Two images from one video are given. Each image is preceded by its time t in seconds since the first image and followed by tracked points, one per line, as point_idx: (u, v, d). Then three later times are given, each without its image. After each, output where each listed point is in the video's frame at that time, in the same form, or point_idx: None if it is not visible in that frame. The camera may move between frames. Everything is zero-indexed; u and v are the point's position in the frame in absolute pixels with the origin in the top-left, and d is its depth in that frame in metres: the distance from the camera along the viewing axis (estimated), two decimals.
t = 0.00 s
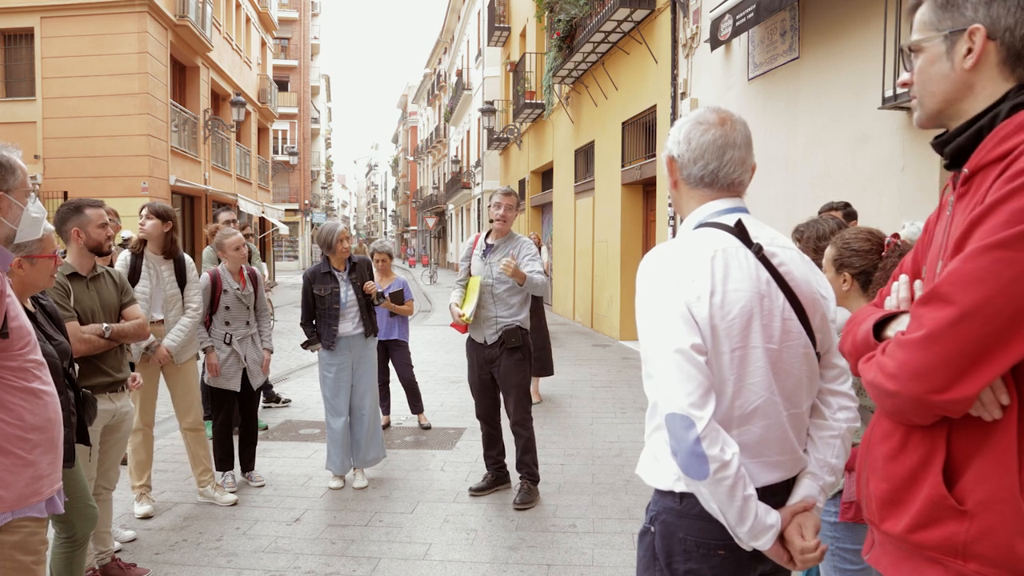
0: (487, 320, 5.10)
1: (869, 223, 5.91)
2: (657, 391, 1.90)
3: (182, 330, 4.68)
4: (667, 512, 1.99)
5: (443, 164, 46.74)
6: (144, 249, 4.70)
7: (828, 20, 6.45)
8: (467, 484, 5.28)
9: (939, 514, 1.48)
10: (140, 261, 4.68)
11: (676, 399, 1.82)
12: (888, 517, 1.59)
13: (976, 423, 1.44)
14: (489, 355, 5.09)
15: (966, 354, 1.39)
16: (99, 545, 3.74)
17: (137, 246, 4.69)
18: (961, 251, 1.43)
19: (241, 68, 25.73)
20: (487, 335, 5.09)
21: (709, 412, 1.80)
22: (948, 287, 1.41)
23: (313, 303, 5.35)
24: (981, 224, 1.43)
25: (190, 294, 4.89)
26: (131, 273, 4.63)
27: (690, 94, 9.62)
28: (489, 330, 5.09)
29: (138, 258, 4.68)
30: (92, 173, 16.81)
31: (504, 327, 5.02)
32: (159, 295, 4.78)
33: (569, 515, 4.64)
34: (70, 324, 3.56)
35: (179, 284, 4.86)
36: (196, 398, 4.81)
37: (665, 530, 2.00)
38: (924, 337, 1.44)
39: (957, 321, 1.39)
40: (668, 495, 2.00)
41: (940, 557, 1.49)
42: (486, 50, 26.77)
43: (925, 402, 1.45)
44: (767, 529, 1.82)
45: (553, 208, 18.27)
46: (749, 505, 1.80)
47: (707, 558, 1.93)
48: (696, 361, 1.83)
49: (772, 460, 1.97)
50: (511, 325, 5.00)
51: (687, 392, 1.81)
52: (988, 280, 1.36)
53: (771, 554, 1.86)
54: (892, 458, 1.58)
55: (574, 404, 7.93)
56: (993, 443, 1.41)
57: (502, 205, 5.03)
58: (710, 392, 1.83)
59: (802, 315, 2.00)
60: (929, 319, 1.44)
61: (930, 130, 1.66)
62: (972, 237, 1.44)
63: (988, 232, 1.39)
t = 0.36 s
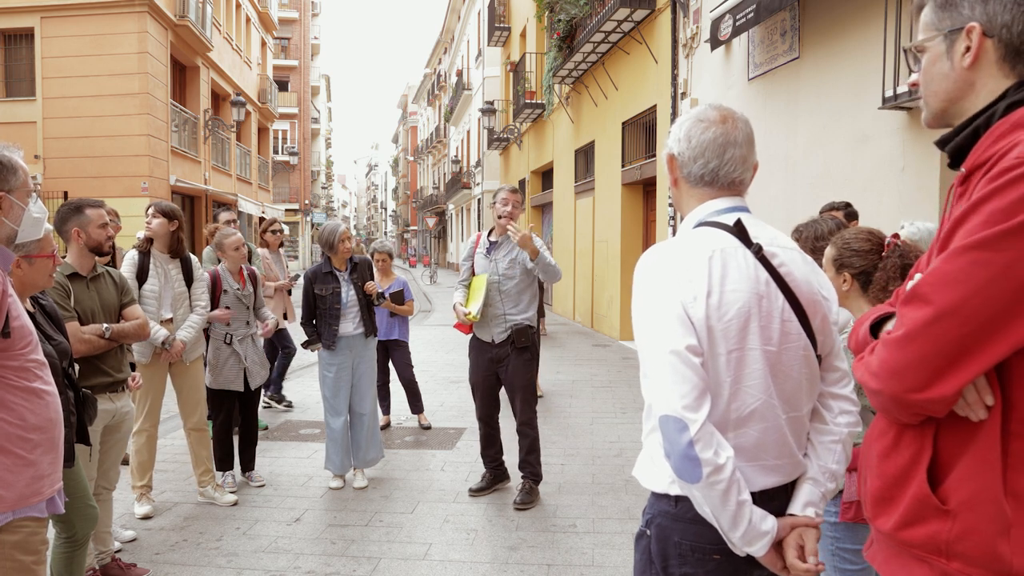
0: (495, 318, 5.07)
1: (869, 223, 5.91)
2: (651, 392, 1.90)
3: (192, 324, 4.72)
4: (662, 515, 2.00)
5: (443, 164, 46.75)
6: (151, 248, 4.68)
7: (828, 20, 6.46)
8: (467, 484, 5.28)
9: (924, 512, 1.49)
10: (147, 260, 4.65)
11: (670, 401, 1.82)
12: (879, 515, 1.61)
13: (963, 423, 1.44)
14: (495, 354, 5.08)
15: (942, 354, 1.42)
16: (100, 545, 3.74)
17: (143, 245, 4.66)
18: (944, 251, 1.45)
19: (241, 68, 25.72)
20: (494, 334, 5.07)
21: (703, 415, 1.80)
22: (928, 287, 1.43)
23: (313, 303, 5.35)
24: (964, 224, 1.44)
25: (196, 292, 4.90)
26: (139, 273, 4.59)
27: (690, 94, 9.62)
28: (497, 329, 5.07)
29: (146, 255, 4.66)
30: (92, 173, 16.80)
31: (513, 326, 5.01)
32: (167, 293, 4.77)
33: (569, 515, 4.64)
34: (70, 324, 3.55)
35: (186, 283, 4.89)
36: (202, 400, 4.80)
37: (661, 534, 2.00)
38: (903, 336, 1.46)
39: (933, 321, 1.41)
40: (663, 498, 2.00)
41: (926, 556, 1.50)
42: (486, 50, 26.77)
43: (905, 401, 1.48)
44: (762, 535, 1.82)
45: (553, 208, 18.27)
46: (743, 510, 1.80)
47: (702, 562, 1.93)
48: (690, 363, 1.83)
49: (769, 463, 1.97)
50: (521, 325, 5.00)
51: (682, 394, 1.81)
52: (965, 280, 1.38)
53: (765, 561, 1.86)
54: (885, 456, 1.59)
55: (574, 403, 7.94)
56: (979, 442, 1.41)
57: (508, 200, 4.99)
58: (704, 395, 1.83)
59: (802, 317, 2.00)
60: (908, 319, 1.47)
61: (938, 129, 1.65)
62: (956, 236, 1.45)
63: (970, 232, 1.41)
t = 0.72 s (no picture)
0: (503, 319, 5.07)
1: (870, 223, 5.91)
2: (641, 394, 1.91)
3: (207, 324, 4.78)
4: (654, 523, 2.00)
5: (443, 164, 46.74)
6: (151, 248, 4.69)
7: (828, 20, 6.46)
8: (467, 484, 5.27)
9: (916, 512, 1.49)
10: (147, 260, 4.67)
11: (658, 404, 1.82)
12: (874, 514, 1.61)
13: (956, 422, 1.45)
14: (503, 355, 5.08)
15: (932, 353, 1.42)
16: (99, 545, 3.74)
17: (145, 245, 4.70)
18: (935, 251, 1.45)
19: (241, 68, 25.73)
20: (502, 335, 5.07)
21: (690, 419, 1.81)
22: (917, 286, 1.44)
23: (313, 303, 5.34)
24: (955, 222, 1.44)
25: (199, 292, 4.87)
26: (138, 273, 4.62)
27: (690, 94, 9.62)
28: (505, 330, 5.06)
29: (146, 254, 4.68)
30: (92, 173, 16.80)
31: (521, 328, 5.02)
32: (168, 291, 4.76)
33: (569, 515, 4.64)
34: (70, 324, 3.55)
35: (190, 283, 4.83)
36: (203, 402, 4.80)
37: (653, 541, 2.00)
38: (893, 335, 1.47)
39: (921, 321, 1.42)
40: (656, 504, 2.00)
41: (919, 556, 1.50)
42: (486, 50, 26.78)
43: (895, 400, 1.48)
44: (755, 546, 1.81)
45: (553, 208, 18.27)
46: (734, 518, 1.80)
47: (693, 572, 1.93)
48: (678, 365, 1.84)
49: (764, 471, 1.96)
50: (529, 326, 5.02)
51: (669, 397, 1.82)
52: (954, 280, 1.38)
53: (759, 572, 1.85)
54: (880, 455, 1.59)
55: (574, 403, 7.94)
56: (971, 442, 1.41)
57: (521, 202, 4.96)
58: (694, 398, 1.83)
59: (801, 320, 1.99)
60: (899, 319, 1.47)
61: (942, 131, 1.65)
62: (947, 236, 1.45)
63: (960, 232, 1.41)
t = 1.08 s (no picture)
0: (507, 320, 5.07)
1: (870, 223, 5.91)
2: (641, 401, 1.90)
3: (193, 313, 4.67)
4: (651, 527, 2.00)
5: (443, 164, 46.72)
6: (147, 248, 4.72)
7: (828, 20, 6.45)
8: (467, 484, 5.27)
9: (914, 509, 1.50)
10: (143, 259, 4.70)
11: (656, 413, 1.82)
12: (876, 512, 1.61)
13: (953, 419, 1.45)
14: (504, 355, 5.07)
15: (925, 351, 1.42)
16: (100, 545, 3.74)
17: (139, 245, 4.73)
18: (929, 250, 1.45)
19: (241, 68, 25.73)
20: (505, 335, 5.07)
21: (689, 428, 1.80)
22: (910, 285, 1.44)
23: (314, 303, 5.35)
24: (950, 221, 1.44)
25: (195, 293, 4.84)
26: (133, 271, 4.65)
27: (690, 94, 9.62)
28: (508, 330, 5.07)
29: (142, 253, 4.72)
30: (92, 173, 16.80)
31: (525, 329, 5.02)
32: (162, 291, 4.74)
33: (569, 515, 4.64)
34: (69, 324, 3.56)
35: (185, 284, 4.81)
36: (199, 400, 4.77)
37: (650, 545, 2.00)
38: (887, 334, 1.47)
39: (913, 320, 1.42)
40: (653, 510, 2.00)
41: (917, 553, 1.50)
42: (486, 50, 26.78)
43: (890, 397, 1.49)
44: (753, 556, 1.81)
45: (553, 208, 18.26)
46: (732, 528, 1.80)
47: None
48: (678, 374, 1.83)
49: (763, 480, 1.97)
50: (531, 327, 5.02)
51: (667, 406, 1.81)
52: (945, 279, 1.39)
53: None
54: (882, 453, 1.59)
55: (574, 403, 7.94)
56: (967, 439, 1.42)
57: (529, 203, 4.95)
58: (693, 406, 1.82)
59: (801, 327, 1.99)
60: (893, 317, 1.48)
61: (945, 132, 1.64)
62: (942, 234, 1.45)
63: (952, 231, 1.41)
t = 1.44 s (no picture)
0: (503, 320, 5.06)
1: (870, 223, 5.91)
2: (658, 402, 1.90)
3: (189, 313, 4.67)
4: (666, 517, 1.99)
5: (443, 164, 46.69)
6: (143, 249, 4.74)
7: (828, 20, 6.45)
8: (467, 484, 5.27)
9: (913, 503, 1.51)
10: (140, 259, 4.73)
11: (678, 417, 1.81)
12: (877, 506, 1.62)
13: (952, 416, 1.46)
14: (502, 355, 5.07)
15: (918, 351, 1.45)
16: (99, 545, 3.74)
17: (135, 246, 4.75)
18: (922, 254, 1.48)
19: (241, 68, 25.73)
20: (502, 336, 5.05)
21: (713, 433, 1.79)
22: (903, 288, 1.47)
23: (313, 303, 5.35)
24: (941, 226, 1.48)
25: (191, 292, 4.84)
26: (129, 271, 4.66)
27: (690, 94, 9.62)
28: (504, 330, 5.05)
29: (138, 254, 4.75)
30: (92, 173, 16.80)
31: (520, 328, 5.01)
32: (158, 292, 4.74)
33: (569, 515, 4.63)
34: (69, 324, 3.56)
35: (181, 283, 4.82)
36: (196, 399, 4.77)
37: (664, 535, 1.99)
38: (881, 335, 1.50)
39: (906, 322, 1.45)
40: (668, 501, 1.99)
41: (919, 545, 1.51)
42: (486, 50, 26.77)
43: (886, 396, 1.51)
44: (767, 548, 1.82)
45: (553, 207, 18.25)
46: (751, 524, 1.80)
47: (704, 567, 1.93)
48: (698, 379, 1.83)
49: (780, 477, 1.97)
50: (527, 326, 5.00)
51: (690, 411, 1.81)
52: (936, 282, 1.42)
53: (770, 572, 1.87)
54: (884, 450, 1.60)
55: (574, 403, 7.94)
56: (962, 435, 1.43)
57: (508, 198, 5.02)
58: (714, 411, 1.82)
59: (812, 326, 2.00)
60: (888, 319, 1.51)
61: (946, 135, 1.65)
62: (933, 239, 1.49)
63: (943, 236, 1.44)
